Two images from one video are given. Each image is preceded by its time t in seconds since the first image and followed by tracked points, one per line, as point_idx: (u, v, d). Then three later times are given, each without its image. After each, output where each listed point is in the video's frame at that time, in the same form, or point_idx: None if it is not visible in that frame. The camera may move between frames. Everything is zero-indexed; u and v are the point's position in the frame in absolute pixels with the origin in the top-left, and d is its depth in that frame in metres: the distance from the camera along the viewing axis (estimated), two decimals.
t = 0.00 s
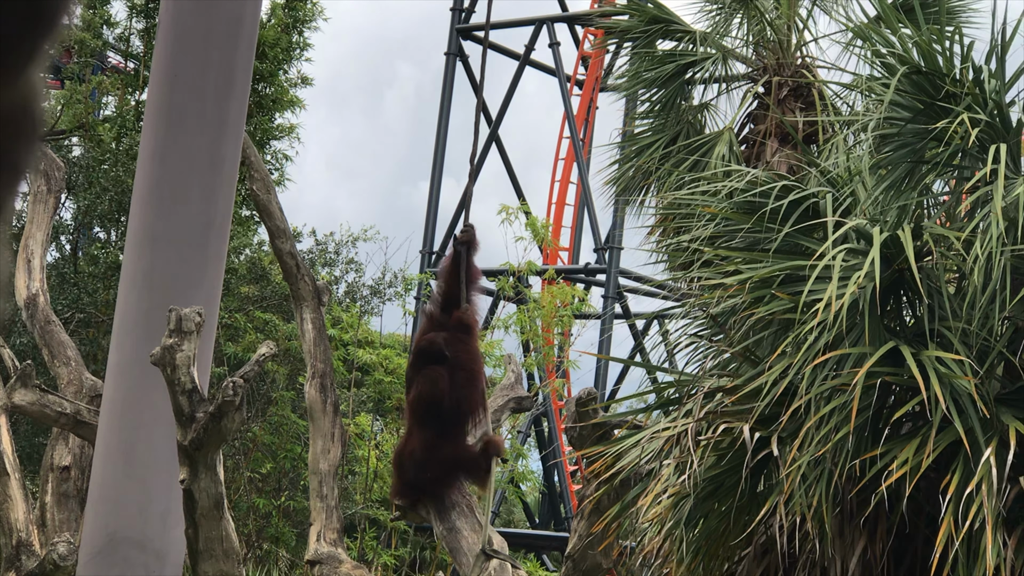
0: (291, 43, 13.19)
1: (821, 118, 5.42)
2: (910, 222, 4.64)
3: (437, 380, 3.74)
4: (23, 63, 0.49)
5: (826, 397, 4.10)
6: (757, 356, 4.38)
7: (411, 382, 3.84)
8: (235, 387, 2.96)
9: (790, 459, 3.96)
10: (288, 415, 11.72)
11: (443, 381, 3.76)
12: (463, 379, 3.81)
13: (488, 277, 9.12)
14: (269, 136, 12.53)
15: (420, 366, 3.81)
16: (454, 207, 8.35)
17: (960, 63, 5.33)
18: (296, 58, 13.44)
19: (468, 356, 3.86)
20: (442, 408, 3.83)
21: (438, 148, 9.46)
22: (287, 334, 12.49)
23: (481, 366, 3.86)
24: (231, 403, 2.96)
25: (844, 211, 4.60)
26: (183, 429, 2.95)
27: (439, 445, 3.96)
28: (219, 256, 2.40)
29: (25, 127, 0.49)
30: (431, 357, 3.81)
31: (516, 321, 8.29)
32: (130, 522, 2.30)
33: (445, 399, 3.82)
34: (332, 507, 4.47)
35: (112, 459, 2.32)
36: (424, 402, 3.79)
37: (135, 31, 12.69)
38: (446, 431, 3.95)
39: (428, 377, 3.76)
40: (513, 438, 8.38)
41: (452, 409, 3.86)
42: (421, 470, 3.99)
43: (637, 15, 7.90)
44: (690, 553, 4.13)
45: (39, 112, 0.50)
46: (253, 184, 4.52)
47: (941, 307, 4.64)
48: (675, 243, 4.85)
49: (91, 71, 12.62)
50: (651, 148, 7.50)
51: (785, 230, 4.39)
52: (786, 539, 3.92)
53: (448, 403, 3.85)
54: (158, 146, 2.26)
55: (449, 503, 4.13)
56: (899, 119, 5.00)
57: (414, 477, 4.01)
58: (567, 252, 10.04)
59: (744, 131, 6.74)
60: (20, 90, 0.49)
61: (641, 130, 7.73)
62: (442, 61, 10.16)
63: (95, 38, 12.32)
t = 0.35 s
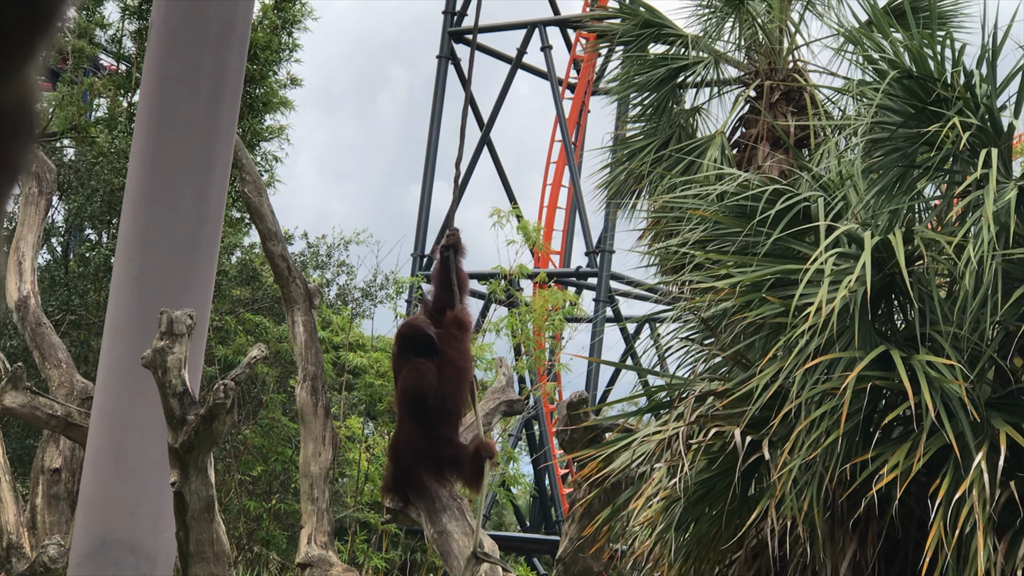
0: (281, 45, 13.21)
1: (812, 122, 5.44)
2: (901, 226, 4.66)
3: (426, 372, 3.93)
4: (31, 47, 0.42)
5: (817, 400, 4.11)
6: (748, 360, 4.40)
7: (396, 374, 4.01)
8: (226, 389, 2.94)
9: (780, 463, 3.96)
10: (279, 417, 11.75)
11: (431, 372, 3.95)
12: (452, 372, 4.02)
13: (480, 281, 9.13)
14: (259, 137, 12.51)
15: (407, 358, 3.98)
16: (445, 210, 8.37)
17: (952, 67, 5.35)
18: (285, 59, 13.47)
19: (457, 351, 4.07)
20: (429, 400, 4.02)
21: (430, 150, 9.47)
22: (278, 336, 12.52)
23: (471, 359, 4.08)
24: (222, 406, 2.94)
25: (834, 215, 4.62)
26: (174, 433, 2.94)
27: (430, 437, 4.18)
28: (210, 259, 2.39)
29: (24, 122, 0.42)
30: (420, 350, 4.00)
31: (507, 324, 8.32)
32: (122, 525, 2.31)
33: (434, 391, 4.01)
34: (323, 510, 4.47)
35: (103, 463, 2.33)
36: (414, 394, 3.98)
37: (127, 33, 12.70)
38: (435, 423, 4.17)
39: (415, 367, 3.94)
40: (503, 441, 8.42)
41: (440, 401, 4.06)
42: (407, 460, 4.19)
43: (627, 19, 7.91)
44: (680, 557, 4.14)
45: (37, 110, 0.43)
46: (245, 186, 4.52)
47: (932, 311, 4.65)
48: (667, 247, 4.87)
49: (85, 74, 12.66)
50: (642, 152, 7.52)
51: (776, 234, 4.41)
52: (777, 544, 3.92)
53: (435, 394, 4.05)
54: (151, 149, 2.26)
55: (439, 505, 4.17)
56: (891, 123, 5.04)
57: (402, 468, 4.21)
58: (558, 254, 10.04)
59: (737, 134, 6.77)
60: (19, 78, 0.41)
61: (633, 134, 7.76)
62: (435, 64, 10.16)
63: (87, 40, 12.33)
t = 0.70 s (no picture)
0: (281, 62, 13.37)
1: (797, 139, 5.56)
2: (885, 240, 4.77)
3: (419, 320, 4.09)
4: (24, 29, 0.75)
5: (803, 410, 4.20)
6: (735, 371, 4.51)
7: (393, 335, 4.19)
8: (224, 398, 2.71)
9: (766, 472, 4.05)
10: (275, 428, 11.91)
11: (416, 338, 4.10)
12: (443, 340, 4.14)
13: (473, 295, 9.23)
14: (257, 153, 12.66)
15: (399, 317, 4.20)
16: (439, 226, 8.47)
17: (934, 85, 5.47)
18: (283, 76, 13.62)
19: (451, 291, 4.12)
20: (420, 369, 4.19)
21: (424, 167, 9.59)
22: (274, 348, 12.72)
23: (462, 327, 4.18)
24: (219, 416, 2.74)
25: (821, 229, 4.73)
26: (168, 442, 2.72)
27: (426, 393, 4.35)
28: (206, 263, 2.56)
29: (25, 54, 0.75)
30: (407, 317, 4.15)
31: (499, 338, 8.43)
32: (118, 530, 2.49)
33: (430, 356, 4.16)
34: (318, 519, 4.55)
35: (102, 470, 2.50)
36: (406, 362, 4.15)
37: (127, 50, 12.86)
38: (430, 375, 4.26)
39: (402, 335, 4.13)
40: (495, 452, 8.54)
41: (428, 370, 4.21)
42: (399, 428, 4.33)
43: (618, 38, 8.04)
44: (668, 564, 4.22)
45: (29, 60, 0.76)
46: (242, 201, 4.62)
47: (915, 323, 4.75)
48: (655, 260, 4.98)
49: (84, 91, 12.98)
50: (631, 168, 7.65)
51: (762, 248, 4.51)
52: (763, 551, 4.00)
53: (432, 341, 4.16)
54: (151, 157, 2.47)
55: (432, 516, 4.49)
56: (875, 139, 5.14)
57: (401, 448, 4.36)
58: (551, 269, 10.14)
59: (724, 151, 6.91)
60: (19, 25, 0.75)
61: (623, 151, 7.88)
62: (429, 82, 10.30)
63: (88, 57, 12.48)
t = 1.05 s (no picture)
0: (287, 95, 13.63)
1: (791, 169, 5.68)
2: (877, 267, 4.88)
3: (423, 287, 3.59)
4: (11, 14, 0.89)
5: (797, 434, 4.27)
6: (730, 395, 4.62)
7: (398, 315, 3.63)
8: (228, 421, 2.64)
9: (761, 494, 4.11)
10: (277, 453, 12.22)
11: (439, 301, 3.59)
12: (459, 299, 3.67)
13: (472, 323, 9.32)
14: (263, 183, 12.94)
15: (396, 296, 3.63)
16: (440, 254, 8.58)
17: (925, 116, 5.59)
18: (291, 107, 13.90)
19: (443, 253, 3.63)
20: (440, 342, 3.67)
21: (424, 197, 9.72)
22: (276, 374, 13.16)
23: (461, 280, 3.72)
24: (223, 439, 2.63)
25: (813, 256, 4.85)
26: (172, 465, 2.61)
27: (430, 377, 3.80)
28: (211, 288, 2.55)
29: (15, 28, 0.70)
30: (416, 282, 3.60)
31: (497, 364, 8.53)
32: (123, 551, 2.49)
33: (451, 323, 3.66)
34: (318, 541, 4.62)
35: (107, 492, 2.51)
36: (431, 332, 3.62)
37: (134, 81, 13.08)
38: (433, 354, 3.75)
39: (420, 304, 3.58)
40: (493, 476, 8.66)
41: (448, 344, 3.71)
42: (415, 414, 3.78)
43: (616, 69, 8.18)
44: None
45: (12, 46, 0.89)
46: (247, 230, 4.74)
47: (907, 349, 4.84)
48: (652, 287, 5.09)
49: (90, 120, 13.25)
50: (628, 198, 7.77)
51: (756, 274, 4.62)
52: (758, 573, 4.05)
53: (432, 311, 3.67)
54: (158, 182, 2.45)
55: (431, 537, 4.64)
56: (867, 168, 5.24)
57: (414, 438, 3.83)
58: (549, 297, 10.26)
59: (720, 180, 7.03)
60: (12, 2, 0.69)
61: (620, 180, 8.00)
62: (430, 113, 10.46)
63: (95, 87, 12.68)
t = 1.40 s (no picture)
0: (293, 131, 14.49)
1: (784, 204, 5.80)
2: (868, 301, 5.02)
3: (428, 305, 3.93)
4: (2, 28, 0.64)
5: (790, 464, 4.33)
6: (724, 426, 4.78)
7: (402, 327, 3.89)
8: (227, 451, 2.79)
9: (754, 525, 4.16)
10: (278, 481, 12.71)
11: (442, 309, 3.94)
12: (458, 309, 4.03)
13: (469, 355, 9.41)
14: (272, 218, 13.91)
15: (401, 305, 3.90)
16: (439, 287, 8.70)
17: (915, 153, 5.72)
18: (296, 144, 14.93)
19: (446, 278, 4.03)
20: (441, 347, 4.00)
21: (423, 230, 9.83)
22: (277, 405, 13.78)
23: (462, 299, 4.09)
24: (224, 465, 2.78)
25: (806, 290, 4.98)
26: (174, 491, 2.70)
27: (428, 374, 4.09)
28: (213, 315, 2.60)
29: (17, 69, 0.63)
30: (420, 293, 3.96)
31: (494, 396, 8.65)
32: None
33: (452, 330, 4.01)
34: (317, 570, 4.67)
35: (109, 520, 2.50)
36: (432, 338, 3.91)
37: (137, 116, 13.30)
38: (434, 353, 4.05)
39: (424, 312, 3.90)
40: (489, 505, 8.80)
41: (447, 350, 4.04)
42: (412, 412, 4.09)
43: (612, 106, 8.32)
44: None
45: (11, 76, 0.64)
46: (249, 260, 4.82)
47: (898, 381, 4.94)
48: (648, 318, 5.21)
49: (96, 153, 13.51)
50: (624, 233, 7.88)
51: (749, 307, 4.73)
52: None
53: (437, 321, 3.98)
54: (162, 211, 2.52)
55: (428, 564, 4.88)
56: (858, 204, 5.34)
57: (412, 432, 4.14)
58: (545, 331, 10.32)
59: (714, 215, 7.16)
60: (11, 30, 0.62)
61: (616, 215, 8.10)
62: (429, 148, 10.58)
63: (101, 121, 12.88)
